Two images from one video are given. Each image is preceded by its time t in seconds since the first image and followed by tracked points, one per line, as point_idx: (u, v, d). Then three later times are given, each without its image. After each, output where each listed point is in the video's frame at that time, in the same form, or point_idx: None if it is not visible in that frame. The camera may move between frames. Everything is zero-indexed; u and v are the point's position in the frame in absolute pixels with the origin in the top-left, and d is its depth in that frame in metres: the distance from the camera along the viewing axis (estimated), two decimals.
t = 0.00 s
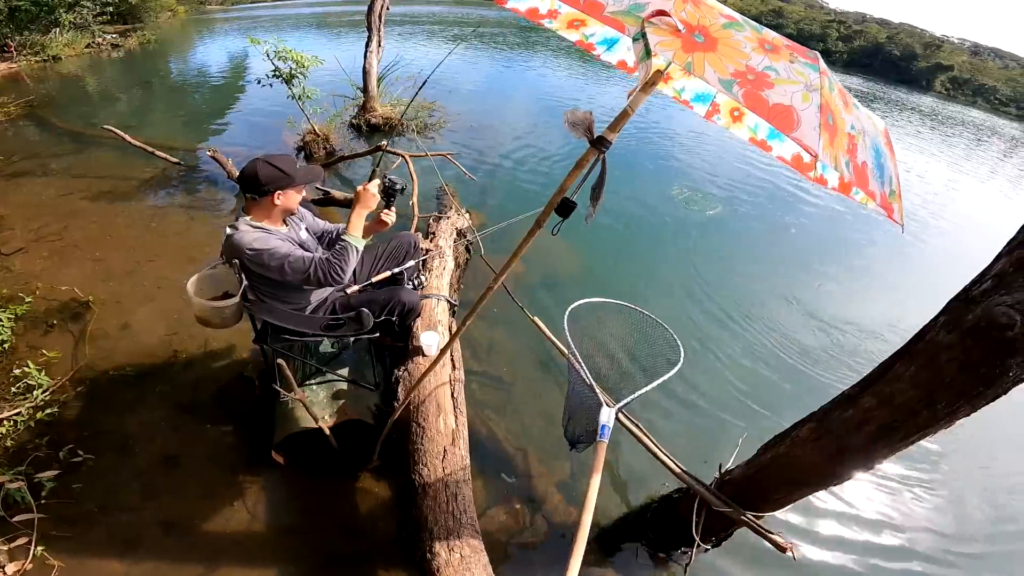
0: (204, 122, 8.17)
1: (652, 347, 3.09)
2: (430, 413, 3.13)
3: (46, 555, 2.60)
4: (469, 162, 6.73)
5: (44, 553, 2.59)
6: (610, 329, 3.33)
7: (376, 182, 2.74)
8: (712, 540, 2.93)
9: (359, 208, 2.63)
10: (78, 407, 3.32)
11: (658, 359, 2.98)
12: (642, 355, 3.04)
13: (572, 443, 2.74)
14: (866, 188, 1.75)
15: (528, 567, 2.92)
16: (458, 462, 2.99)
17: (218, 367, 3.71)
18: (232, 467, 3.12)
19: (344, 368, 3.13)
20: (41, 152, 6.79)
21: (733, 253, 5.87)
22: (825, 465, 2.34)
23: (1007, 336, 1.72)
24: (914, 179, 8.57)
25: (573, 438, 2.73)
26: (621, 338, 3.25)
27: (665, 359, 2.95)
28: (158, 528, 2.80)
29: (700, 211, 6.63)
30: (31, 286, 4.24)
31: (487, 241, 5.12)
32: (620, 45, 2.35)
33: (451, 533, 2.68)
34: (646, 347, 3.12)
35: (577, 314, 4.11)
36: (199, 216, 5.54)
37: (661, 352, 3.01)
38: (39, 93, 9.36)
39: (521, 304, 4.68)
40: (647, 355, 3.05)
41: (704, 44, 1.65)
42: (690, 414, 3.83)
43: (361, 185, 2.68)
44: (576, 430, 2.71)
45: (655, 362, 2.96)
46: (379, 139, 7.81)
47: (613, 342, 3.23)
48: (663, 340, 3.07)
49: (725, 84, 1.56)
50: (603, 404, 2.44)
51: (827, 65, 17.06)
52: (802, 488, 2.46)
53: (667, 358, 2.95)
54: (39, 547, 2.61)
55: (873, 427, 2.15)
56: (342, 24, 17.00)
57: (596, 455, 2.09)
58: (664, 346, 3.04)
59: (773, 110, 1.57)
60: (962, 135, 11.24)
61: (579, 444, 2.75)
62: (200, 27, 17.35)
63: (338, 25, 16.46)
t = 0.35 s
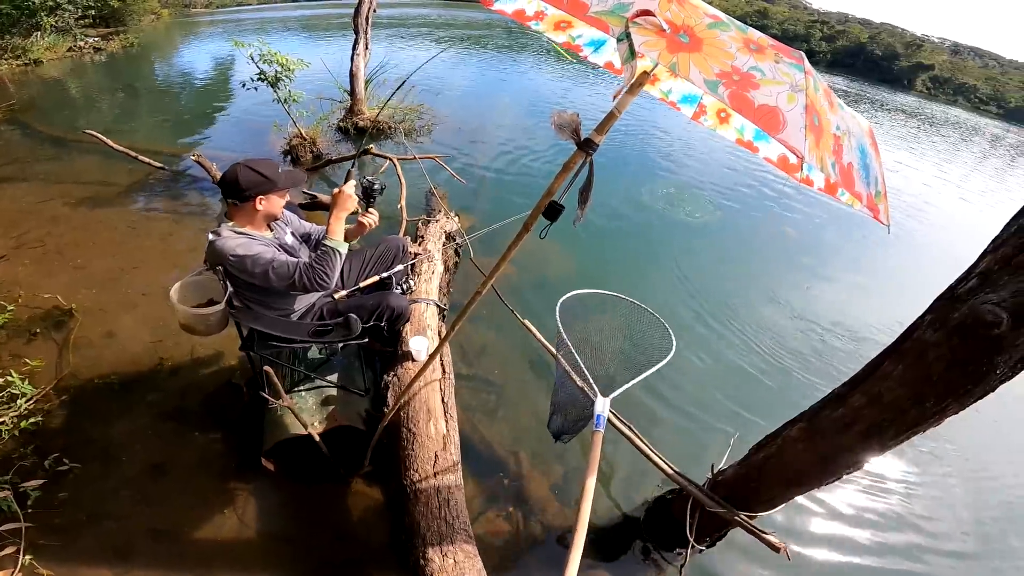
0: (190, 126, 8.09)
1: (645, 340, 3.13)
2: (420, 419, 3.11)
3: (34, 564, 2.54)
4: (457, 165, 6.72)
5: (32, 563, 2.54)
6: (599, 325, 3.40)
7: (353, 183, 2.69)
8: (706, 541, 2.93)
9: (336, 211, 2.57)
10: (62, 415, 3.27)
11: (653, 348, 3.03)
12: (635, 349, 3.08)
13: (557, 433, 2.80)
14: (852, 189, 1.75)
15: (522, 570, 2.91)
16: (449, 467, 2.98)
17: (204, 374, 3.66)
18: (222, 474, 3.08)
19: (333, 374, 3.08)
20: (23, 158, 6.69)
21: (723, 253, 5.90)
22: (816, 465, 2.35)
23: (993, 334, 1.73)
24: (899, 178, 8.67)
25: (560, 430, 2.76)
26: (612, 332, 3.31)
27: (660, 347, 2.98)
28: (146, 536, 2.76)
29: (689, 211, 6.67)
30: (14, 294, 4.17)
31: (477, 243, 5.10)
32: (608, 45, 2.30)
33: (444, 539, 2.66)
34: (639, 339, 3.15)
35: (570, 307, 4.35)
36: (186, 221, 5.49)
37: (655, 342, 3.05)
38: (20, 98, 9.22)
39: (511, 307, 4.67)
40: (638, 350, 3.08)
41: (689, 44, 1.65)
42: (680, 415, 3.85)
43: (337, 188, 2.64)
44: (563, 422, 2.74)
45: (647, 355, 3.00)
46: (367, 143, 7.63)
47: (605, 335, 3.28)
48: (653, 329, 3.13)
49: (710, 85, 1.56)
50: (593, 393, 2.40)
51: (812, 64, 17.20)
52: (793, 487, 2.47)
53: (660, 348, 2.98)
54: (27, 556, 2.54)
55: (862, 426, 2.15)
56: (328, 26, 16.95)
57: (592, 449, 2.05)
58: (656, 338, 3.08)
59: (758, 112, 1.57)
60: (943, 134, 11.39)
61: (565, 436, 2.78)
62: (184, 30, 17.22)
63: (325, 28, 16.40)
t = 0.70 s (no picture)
0: (192, 129, 8.12)
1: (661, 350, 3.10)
2: (419, 422, 3.12)
3: (35, 566, 2.53)
4: (459, 167, 6.73)
5: (32, 565, 2.52)
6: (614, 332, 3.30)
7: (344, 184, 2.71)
8: (705, 544, 2.94)
9: (329, 211, 2.61)
10: (63, 419, 3.27)
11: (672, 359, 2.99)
12: (650, 362, 3.04)
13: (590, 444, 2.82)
14: (844, 192, 1.73)
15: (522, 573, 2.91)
16: (448, 470, 2.98)
17: (205, 377, 3.68)
18: (222, 477, 3.10)
19: (332, 376, 3.10)
20: (26, 161, 6.71)
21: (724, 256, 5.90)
22: (815, 468, 2.35)
23: (991, 336, 1.73)
24: (901, 178, 8.64)
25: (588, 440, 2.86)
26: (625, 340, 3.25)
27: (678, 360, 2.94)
28: (147, 539, 2.77)
29: (688, 213, 6.68)
30: (15, 298, 4.18)
31: (477, 246, 5.11)
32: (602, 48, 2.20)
33: (442, 542, 2.67)
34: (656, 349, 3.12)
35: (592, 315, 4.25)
36: (188, 224, 5.51)
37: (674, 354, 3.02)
38: (22, 101, 9.24)
39: (511, 309, 4.68)
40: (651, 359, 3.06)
41: (674, 46, 1.55)
42: (679, 417, 3.85)
43: (328, 187, 2.65)
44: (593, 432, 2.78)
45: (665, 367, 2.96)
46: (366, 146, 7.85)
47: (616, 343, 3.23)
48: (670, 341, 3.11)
49: (695, 88, 1.46)
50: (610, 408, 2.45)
51: (813, 65, 17.16)
52: (792, 490, 2.47)
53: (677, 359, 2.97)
54: (29, 557, 2.55)
55: (862, 429, 2.15)
56: (329, 28, 16.99)
57: (606, 457, 2.11)
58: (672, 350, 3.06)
59: (745, 114, 1.47)
60: (945, 134, 11.35)
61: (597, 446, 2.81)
62: (186, 33, 17.29)
63: (325, 30, 16.44)
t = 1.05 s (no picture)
0: (312, 127, 8.79)
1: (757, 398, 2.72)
2: (507, 422, 3.14)
3: (139, 530, 2.78)
4: (557, 171, 6.78)
5: (137, 529, 2.77)
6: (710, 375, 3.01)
7: (447, 172, 2.69)
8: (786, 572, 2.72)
9: (432, 201, 2.61)
10: (191, 388, 3.61)
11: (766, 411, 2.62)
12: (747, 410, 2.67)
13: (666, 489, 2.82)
14: None
15: None
16: (530, 473, 2.96)
17: (313, 361, 3.94)
18: (317, 458, 3.27)
19: (428, 369, 3.19)
20: (176, 151, 7.60)
21: (832, 275, 5.45)
22: (935, 504, 2.09)
23: None
24: None
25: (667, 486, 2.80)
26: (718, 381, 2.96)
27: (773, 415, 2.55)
28: (242, 510, 2.96)
29: (795, 227, 6.25)
30: (163, 274, 4.70)
31: (573, 251, 5.13)
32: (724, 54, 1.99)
33: (514, 542, 2.64)
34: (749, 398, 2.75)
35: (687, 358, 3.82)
36: (307, 215, 5.94)
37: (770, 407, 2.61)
38: (178, 97, 10.50)
39: (604, 318, 4.65)
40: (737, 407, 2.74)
41: (847, 56, 1.46)
42: (772, 446, 3.61)
43: (432, 178, 2.66)
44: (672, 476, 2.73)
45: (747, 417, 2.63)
46: (469, 147, 8.10)
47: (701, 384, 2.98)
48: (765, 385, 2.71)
49: (876, 100, 1.39)
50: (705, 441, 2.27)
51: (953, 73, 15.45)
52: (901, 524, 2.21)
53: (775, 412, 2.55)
54: (134, 522, 2.80)
55: (999, 470, 1.89)
56: (435, 33, 17.74)
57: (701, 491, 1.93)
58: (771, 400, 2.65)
59: (931, 129, 1.40)
60: None
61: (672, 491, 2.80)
62: (310, 38, 18.89)
63: (433, 35, 17.16)
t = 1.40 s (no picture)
0: (395, 132, 9.16)
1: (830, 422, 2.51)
2: (570, 433, 3.11)
3: (210, 511, 2.96)
4: (631, 186, 6.73)
5: (208, 510, 2.95)
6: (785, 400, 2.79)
7: (533, 184, 2.76)
8: None
9: (518, 211, 2.66)
10: (273, 378, 3.82)
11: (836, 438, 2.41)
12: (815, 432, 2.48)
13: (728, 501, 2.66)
14: None
15: None
16: (588, 486, 2.92)
17: (385, 359, 4.08)
18: (379, 454, 3.37)
19: (494, 376, 3.21)
20: (272, 151, 8.14)
21: (922, 303, 5.06)
22: None
23: None
24: None
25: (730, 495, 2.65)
26: (792, 403, 2.73)
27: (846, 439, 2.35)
28: (305, 499, 3.09)
29: (883, 249, 5.86)
30: (258, 268, 5.01)
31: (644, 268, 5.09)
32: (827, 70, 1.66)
33: (563, 553, 2.61)
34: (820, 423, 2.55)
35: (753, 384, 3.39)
36: (388, 218, 6.16)
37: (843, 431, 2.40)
38: (276, 100, 11.27)
39: (676, 337, 4.57)
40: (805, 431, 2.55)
41: (982, 83, 1.39)
42: (845, 481, 3.43)
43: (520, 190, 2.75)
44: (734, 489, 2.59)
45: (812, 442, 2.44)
46: (543, 157, 8.18)
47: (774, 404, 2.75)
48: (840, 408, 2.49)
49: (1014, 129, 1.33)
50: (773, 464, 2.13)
51: None
52: (987, 566, 1.96)
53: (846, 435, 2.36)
54: (206, 504, 2.98)
55: None
56: (510, 42, 18.05)
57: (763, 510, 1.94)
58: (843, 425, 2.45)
59: None
60: None
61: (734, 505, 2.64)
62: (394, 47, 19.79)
63: (510, 44, 17.44)
